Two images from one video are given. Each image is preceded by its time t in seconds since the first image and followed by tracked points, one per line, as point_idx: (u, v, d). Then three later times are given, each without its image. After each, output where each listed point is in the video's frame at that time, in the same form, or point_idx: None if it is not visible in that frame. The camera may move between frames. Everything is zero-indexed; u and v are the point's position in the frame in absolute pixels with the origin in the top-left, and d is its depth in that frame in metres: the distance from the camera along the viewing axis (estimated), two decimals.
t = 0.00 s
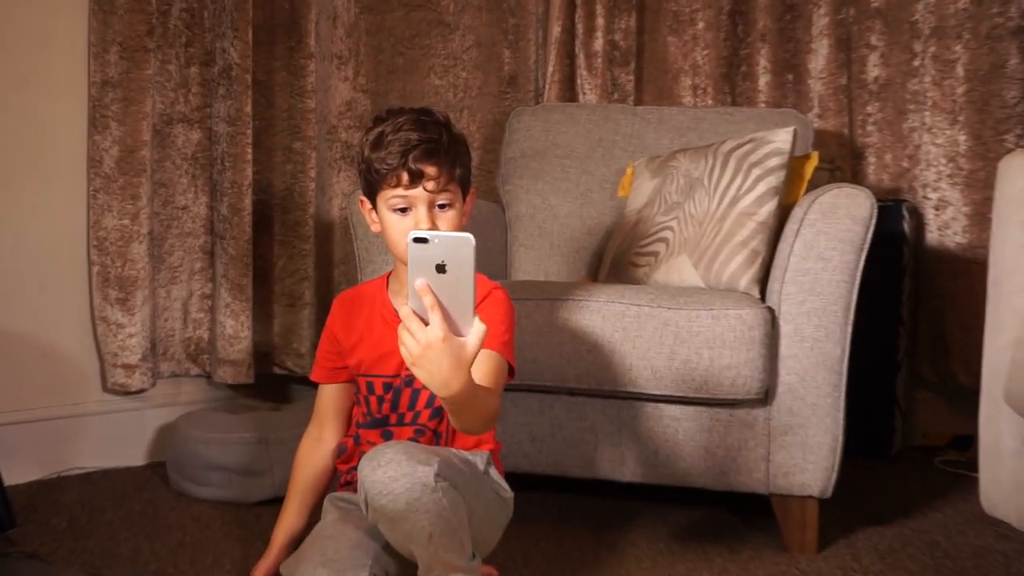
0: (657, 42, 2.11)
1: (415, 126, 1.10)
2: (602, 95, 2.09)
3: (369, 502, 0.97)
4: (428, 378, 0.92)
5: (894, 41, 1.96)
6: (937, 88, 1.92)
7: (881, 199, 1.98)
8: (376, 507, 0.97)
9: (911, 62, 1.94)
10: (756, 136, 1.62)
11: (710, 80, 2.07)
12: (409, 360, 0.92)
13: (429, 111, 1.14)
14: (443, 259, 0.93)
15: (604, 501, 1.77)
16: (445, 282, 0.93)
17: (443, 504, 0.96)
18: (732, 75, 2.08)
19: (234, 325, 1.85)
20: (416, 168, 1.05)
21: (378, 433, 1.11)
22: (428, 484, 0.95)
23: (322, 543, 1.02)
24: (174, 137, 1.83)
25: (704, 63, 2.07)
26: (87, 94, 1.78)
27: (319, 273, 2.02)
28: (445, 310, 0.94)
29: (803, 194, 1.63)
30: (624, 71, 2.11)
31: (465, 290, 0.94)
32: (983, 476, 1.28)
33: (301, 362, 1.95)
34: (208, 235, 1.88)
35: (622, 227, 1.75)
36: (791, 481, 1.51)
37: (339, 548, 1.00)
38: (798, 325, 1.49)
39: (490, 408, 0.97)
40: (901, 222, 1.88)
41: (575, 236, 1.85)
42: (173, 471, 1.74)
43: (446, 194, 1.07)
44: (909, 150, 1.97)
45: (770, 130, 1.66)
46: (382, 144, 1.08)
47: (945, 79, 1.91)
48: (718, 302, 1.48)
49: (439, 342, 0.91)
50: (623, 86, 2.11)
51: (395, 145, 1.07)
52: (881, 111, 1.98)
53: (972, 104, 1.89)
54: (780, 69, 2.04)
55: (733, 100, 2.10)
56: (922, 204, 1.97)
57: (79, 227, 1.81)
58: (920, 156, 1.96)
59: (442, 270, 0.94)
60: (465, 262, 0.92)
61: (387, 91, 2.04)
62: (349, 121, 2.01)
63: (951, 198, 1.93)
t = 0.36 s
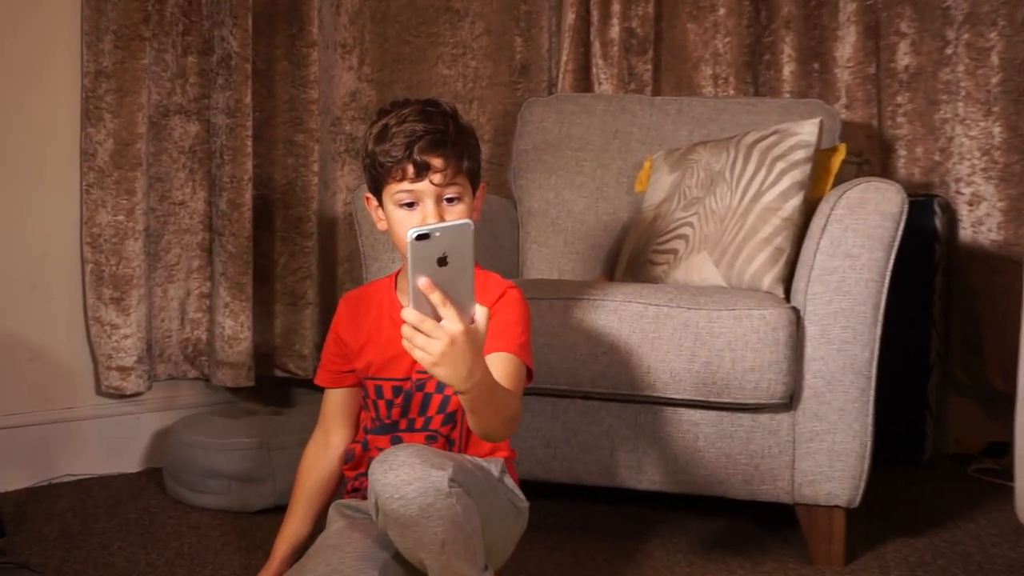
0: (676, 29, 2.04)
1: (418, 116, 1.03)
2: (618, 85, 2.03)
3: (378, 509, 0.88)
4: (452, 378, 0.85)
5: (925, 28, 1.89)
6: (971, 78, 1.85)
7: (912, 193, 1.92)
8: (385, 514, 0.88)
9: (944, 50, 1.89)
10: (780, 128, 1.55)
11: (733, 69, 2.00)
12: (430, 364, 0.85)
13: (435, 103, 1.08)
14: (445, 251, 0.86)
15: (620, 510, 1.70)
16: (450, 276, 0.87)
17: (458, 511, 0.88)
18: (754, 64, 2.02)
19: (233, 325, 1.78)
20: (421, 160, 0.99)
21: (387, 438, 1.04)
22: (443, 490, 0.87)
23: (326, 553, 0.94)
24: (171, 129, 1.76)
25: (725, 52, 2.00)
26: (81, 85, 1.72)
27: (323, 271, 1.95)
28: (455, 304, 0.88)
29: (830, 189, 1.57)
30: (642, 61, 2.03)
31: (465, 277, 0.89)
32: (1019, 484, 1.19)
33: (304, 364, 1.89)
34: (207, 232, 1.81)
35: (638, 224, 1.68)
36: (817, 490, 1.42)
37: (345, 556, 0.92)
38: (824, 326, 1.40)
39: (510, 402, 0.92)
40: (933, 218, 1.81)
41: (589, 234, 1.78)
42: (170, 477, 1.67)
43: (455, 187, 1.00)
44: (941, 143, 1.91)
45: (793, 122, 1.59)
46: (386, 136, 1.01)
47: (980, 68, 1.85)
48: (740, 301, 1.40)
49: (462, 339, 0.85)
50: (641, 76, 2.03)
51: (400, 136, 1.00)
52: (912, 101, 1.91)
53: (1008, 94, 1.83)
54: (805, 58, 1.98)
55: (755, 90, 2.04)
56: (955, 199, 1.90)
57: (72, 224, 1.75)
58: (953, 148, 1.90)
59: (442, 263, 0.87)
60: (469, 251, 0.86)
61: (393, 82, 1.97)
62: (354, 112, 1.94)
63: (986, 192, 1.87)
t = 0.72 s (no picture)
0: (690, 21, 2.02)
1: (403, 121, 1.04)
2: (632, 78, 2.01)
3: (432, 467, 0.85)
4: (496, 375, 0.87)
5: (944, 20, 1.87)
6: (991, 70, 1.83)
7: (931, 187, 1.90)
8: (438, 475, 0.85)
9: (964, 43, 1.87)
10: (796, 122, 1.54)
11: (748, 62, 1.99)
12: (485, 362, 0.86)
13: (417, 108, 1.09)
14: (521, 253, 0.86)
15: (634, 509, 1.68)
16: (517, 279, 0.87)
17: (504, 487, 0.85)
18: (771, 56, 2.01)
19: (243, 321, 1.77)
20: (411, 162, 1.00)
21: (414, 441, 1.02)
22: (498, 463, 0.84)
23: (342, 549, 0.91)
24: (182, 124, 1.76)
25: (741, 44, 1.99)
26: (91, 79, 1.72)
27: (334, 266, 1.94)
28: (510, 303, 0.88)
29: (847, 183, 1.55)
30: (656, 53, 2.02)
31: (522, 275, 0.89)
32: None
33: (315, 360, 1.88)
34: (217, 227, 1.80)
35: (653, 220, 1.67)
36: (833, 488, 1.40)
37: (360, 555, 0.88)
38: (840, 322, 1.37)
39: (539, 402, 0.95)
40: (952, 213, 1.79)
41: (603, 229, 1.77)
42: (181, 472, 1.67)
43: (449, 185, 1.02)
44: (960, 137, 1.89)
45: (810, 116, 1.57)
46: (376, 143, 1.03)
47: (1000, 59, 1.83)
48: (754, 297, 1.39)
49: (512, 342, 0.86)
50: (655, 68, 2.02)
51: (390, 142, 1.02)
52: (931, 94, 1.90)
53: None
54: (822, 51, 1.96)
55: (771, 82, 2.02)
56: (975, 194, 1.88)
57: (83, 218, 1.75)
58: (973, 141, 1.88)
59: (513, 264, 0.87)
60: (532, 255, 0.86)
61: (405, 75, 1.96)
62: (365, 105, 1.93)
63: (1006, 186, 1.85)
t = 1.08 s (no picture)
0: (689, 20, 2.02)
1: (371, 131, 1.06)
2: (631, 78, 2.01)
3: (502, 435, 0.90)
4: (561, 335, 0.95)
5: (943, 19, 1.87)
6: (990, 69, 1.83)
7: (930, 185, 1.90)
8: (505, 443, 0.89)
9: (964, 41, 1.86)
10: (795, 121, 1.54)
11: (747, 61, 1.99)
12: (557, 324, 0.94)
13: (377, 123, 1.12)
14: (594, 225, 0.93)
15: (633, 509, 1.68)
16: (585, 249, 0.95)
17: (558, 475, 0.89)
18: (770, 55, 2.01)
19: (242, 320, 1.77)
20: (398, 165, 1.02)
21: (438, 439, 1.04)
22: (561, 447, 0.90)
23: (357, 550, 0.94)
24: (180, 123, 1.76)
25: (740, 43, 1.99)
26: (90, 79, 1.72)
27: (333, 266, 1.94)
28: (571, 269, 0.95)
29: (845, 182, 1.55)
30: (654, 52, 2.02)
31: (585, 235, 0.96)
32: None
33: (314, 359, 1.88)
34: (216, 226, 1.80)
35: (653, 218, 1.67)
36: (832, 487, 1.40)
37: (376, 558, 0.92)
38: (839, 321, 1.37)
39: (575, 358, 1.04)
40: (951, 212, 1.79)
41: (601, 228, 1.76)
42: (179, 471, 1.67)
43: (432, 186, 1.04)
44: (960, 135, 1.89)
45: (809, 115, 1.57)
46: (356, 156, 1.04)
47: (999, 58, 1.82)
48: (753, 295, 1.38)
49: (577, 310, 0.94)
50: (653, 67, 2.02)
51: (371, 152, 1.03)
52: (929, 92, 1.89)
53: None
54: (821, 49, 1.96)
55: (770, 81, 2.02)
56: (973, 192, 1.88)
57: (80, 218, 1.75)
58: (971, 139, 1.87)
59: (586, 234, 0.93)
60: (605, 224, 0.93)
61: (404, 74, 1.96)
62: (364, 104, 1.93)
63: (1004, 184, 1.85)
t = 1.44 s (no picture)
0: (689, 20, 2.02)
1: (356, 139, 1.06)
2: (631, 77, 2.01)
3: (547, 442, 0.93)
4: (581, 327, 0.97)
5: (943, 19, 1.87)
6: (989, 69, 1.83)
7: (930, 185, 1.90)
8: (550, 451, 0.92)
9: (964, 42, 1.87)
10: (795, 121, 1.53)
11: (747, 61, 1.99)
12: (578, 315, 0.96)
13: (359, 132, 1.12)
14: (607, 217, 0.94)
15: (633, 509, 1.68)
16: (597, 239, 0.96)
17: (594, 488, 0.93)
18: (770, 55, 2.01)
19: (241, 320, 1.77)
20: (390, 169, 1.01)
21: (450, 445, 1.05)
22: (602, 463, 0.93)
23: (370, 553, 0.97)
24: (180, 123, 1.76)
25: (740, 43, 1.99)
26: (89, 79, 1.72)
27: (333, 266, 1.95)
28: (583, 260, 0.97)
29: (846, 181, 1.55)
30: (654, 52, 2.02)
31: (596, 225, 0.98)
32: None
33: (314, 359, 1.88)
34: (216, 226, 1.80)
35: (652, 217, 1.67)
36: (831, 487, 1.40)
37: (389, 563, 0.95)
38: (839, 321, 1.37)
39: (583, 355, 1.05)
40: (950, 212, 1.79)
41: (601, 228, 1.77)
42: (180, 472, 1.67)
43: (424, 187, 1.04)
44: (960, 135, 1.89)
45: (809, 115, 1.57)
46: (347, 168, 1.04)
47: (999, 57, 1.82)
48: (754, 294, 1.38)
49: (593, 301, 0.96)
50: (653, 67, 2.02)
51: (360, 161, 1.03)
52: (929, 93, 1.90)
53: None
54: (821, 49, 1.96)
55: (770, 81, 2.02)
56: (973, 192, 1.88)
57: (80, 218, 1.75)
58: (971, 139, 1.88)
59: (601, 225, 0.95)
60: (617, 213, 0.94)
61: (403, 74, 1.96)
62: (364, 104, 1.93)
63: (1004, 184, 1.85)
